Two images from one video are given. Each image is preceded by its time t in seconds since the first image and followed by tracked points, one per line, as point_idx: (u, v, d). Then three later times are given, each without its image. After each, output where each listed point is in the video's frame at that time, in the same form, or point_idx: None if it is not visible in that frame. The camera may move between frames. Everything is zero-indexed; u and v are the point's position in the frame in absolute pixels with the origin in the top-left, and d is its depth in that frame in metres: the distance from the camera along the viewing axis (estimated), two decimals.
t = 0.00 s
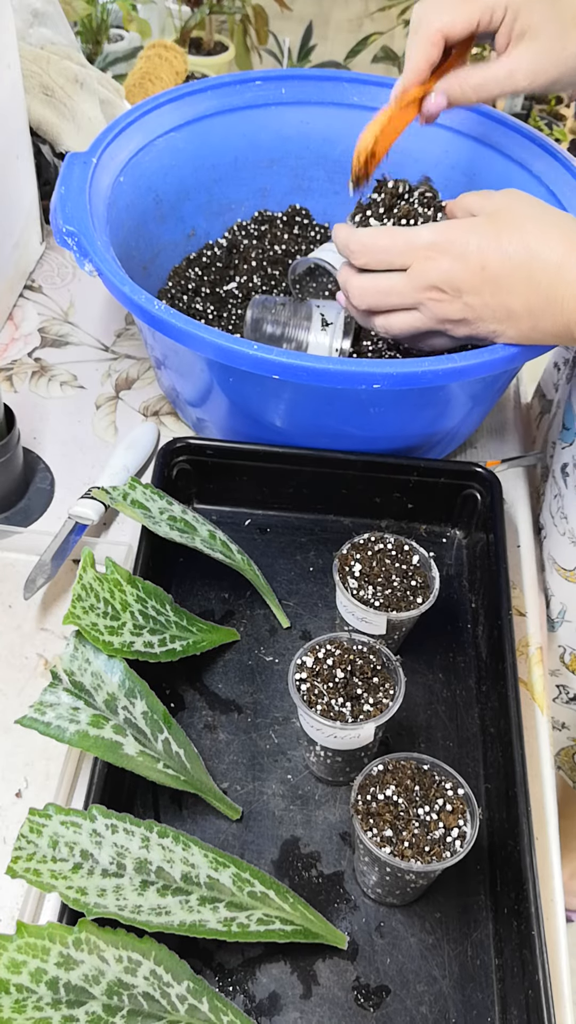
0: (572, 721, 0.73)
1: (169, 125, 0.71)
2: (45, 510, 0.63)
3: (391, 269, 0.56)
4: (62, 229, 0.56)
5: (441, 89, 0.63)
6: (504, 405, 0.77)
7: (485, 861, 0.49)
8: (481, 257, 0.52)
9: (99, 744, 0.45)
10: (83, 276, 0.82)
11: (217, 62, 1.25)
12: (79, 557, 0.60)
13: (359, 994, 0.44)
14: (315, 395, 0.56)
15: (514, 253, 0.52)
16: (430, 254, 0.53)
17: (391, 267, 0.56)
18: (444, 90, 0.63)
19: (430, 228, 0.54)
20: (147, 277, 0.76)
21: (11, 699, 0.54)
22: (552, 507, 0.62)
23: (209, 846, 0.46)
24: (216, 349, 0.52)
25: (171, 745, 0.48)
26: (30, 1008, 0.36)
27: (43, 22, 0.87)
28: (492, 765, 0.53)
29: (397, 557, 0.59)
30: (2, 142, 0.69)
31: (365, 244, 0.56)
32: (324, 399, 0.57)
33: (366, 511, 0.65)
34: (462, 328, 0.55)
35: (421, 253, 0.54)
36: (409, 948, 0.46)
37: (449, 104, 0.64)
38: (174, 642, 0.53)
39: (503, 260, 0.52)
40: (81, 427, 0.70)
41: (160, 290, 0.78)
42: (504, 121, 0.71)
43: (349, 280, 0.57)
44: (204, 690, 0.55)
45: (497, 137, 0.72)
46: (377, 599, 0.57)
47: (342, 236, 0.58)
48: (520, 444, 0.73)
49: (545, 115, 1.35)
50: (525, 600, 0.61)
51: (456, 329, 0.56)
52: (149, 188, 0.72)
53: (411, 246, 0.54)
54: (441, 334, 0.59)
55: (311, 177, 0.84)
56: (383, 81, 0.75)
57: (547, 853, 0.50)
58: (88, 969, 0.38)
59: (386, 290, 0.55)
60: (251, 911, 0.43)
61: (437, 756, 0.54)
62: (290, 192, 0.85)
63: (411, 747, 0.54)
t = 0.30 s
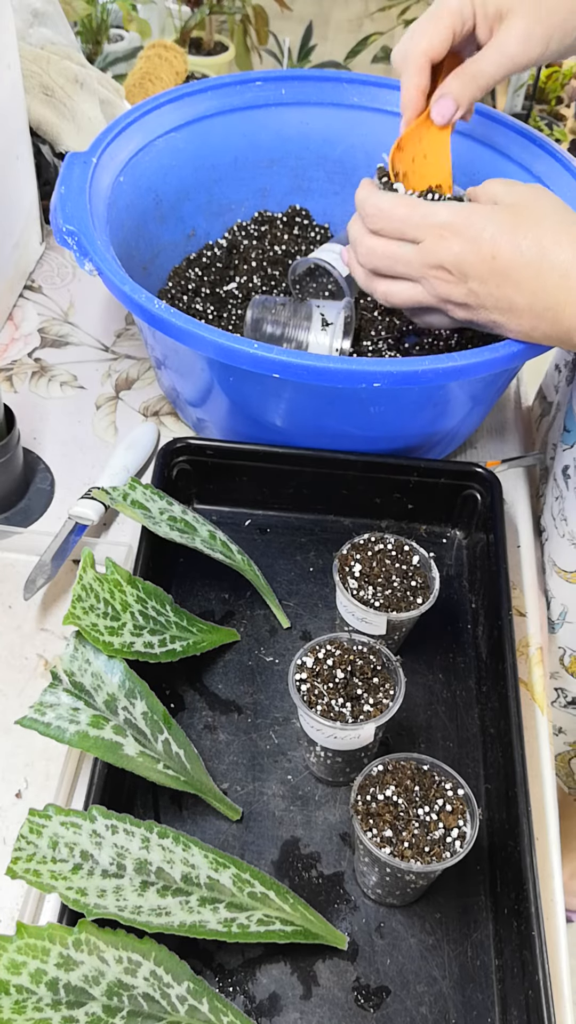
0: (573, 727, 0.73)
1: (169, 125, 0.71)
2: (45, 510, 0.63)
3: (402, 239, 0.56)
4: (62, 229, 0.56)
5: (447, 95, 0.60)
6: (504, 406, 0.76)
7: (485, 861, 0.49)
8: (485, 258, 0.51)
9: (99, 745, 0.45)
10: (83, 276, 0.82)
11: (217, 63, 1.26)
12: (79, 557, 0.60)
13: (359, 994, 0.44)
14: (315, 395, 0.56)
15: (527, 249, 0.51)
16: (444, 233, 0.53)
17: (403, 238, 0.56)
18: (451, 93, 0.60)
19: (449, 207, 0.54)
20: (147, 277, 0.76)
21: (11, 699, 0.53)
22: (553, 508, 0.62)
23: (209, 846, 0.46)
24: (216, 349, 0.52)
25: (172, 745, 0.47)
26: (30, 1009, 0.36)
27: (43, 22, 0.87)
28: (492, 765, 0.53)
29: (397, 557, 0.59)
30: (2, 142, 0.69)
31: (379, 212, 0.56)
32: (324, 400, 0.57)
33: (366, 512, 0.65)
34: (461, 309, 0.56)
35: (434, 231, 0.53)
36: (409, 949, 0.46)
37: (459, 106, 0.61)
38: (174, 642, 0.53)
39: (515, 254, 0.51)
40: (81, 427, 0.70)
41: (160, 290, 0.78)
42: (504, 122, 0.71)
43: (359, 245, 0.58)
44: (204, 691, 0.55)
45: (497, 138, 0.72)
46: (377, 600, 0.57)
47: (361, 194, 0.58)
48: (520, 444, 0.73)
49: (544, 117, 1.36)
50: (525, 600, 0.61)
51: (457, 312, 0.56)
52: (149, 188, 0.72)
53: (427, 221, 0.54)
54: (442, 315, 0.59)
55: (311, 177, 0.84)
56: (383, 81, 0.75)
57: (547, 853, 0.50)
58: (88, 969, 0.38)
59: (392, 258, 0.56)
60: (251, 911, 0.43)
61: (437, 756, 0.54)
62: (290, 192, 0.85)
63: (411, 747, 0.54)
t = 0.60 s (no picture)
0: (573, 727, 0.73)
1: (169, 125, 0.71)
2: (45, 510, 0.63)
3: (406, 240, 0.56)
4: (62, 229, 0.56)
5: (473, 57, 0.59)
6: (504, 406, 0.76)
7: (485, 862, 0.49)
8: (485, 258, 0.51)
9: (99, 745, 0.45)
10: (83, 276, 0.82)
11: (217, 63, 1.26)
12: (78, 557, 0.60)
13: (359, 995, 0.44)
14: (315, 395, 0.56)
15: (535, 248, 0.51)
16: (449, 231, 0.53)
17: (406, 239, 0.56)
18: (478, 57, 0.59)
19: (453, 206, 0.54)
20: (146, 277, 0.76)
21: (11, 700, 0.53)
22: (554, 510, 0.62)
23: (209, 846, 0.46)
24: (216, 349, 0.52)
25: (171, 745, 0.47)
26: (30, 1009, 0.36)
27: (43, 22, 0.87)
28: (492, 766, 0.53)
29: (397, 557, 0.59)
30: (2, 142, 0.69)
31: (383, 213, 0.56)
32: (323, 400, 0.57)
33: (366, 512, 0.65)
34: (463, 310, 0.55)
35: (438, 233, 0.54)
36: (409, 949, 0.46)
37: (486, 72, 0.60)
38: (174, 642, 0.53)
39: (524, 254, 0.51)
40: (81, 427, 0.70)
41: (160, 290, 0.78)
42: (504, 122, 0.71)
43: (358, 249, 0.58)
44: (204, 691, 0.55)
45: (498, 138, 0.72)
46: (377, 600, 0.56)
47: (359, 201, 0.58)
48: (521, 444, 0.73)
49: (544, 117, 1.36)
50: (526, 600, 0.61)
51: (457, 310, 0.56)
52: (149, 188, 0.72)
53: (432, 221, 0.55)
54: (438, 320, 0.59)
55: (311, 177, 0.84)
56: (383, 81, 0.75)
57: (547, 854, 0.50)
58: (88, 970, 0.38)
59: (397, 258, 0.56)
60: (251, 911, 0.43)
61: (437, 756, 0.54)
62: (290, 192, 0.85)
63: (411, 747, 0.54)
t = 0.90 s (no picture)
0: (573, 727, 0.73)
1: (169, 125, 0.71)
2: (45, 510, 0.63)
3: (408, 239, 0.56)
4: (62, 229, 0.56)
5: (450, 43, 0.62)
6: (504, 406, 0.76)
7: (485, 862, 0.49)
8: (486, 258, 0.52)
9: (99, 744, 0.45)
10: (83, 276, 0.82)
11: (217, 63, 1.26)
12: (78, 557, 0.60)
13: (359, 994, 0.44)
14: (315, 395, 0.56)
15: (539, 248, 0.51)
16: (455, 226, 0.53)
17: (411, 231, 0.56)
18: (457, 45, 0.61)
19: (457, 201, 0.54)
20: (147, 277, 0.76)
21: (11, 699, 0.53)
22: (554, 510, 0.62)
23: (209, 846, 0.46)
24: (216, 349, 0.52)
25: (171, 745, 0.47)
26: (30, 1008, 0.36)
27: (43, 22, 0.87)
28: (492, 765, 0.53)
29: (397, 557, 0.59)
30: (2, 142, 0.69)
31: (391, 201, 0.56)
32: (324, 399, 0.57)
33: (366, 512, 0.65)
34: (464, 310, 0.55)
35: (439, 233, 0.54)
36: (409, 949, 0.46)
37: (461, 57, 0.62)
38: (174, 642, 0.53)
39: (525, 253, 0.51)
40: (81, 427, 0.70)
41: (160, 290, 0.78)
42: (504, 122, 0.71)
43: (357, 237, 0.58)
44: (204, 691, 0.55)
45: (498, 138, 0.72)
46: (377, 599, 0.57)
47: (365, 186, 0.57)
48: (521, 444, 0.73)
49: (544, 117, 1.36)
50: (526, 600, 0.61)
51: (458, 309, 0.56)
52: (149, 187, 0.72)
53: (436, 218, 0.54)
54: (441, 313, 0.59)
55: (311, 177, 0.84)
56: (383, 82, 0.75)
57: (547, 854, 0.50)
58: (88, 969, 0.38)
59: (397, 258, 0.56)
60: (251, 911, 0.43)
61: (437, 756, 0.54)
62: (290, 192, 0.85)
63: (411, 747, 0.54)
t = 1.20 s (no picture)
0: (573, 727, 0.73)
1: (169, 125, 0.71)
2: (45, 510, 0.63)
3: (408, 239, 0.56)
4: (62, 229, 0.56)
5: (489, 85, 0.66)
6: (504, 406, 0.76)
7: (485, 861, 0.49)
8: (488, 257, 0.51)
9: (99, 744, 0.45)
10: (83, 276, 0.82)
11: (217, 63, 1.26)
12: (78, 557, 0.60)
13: (359, 994, 0.44)
14: (315, 395, 0.56)
15: (537, 246, 0.51)
16: (453, 225, 0.52)
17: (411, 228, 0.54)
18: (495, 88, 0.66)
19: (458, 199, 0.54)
20: (146, 277, 0.76)
21: (11, 699, 0.53)
22: (555, 511, 0.62)
23: (209, 846, 0.46)
24: (216, 348, 0.52)
25: (171, 745, 0.47)
26: (30, 1008, 0.36)
27: (43, 22, 0.87)
28: (492, 765, 0.53)
29: (397, 557, 0.59)
30: (2, 142, 0.69)
31: (392, 196, 0.54)
32: (323, 399, 0.57)
33: (366, 511, 0.65)
34: (463, 309, 0.55)
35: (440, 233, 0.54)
36: (409, 949, 0.46)
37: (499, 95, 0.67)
38: (174, 642, 0.53)
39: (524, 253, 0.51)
40: (81, 427, 0.70)
41: (160, 289, 0.78)
42: (504, 122, 0.71)
43: (354, 237, 0.56)
44: (204, 691, 0.55)
45: (498, 138, 0.72)
46: (377, 599, 0.57)
47: (366, 179, 0.55)
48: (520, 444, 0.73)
49: (544, 117, 1.36)
50: (525, 600, 0.61)
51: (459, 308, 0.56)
52: (149, 188, 0.72)
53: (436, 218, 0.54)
54: (441, 313, 0.59)
55: (311, 177, 0.84)
56: (383, 82, 0.75)
57: (548, 854, 0.50)
58: (88, 969, 0.38)
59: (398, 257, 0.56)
60: (251, 911, 0.43)
61: (437, 756, 0.54)
62: (290, 192, 0.85)
63: (411, 747, 0.54)
